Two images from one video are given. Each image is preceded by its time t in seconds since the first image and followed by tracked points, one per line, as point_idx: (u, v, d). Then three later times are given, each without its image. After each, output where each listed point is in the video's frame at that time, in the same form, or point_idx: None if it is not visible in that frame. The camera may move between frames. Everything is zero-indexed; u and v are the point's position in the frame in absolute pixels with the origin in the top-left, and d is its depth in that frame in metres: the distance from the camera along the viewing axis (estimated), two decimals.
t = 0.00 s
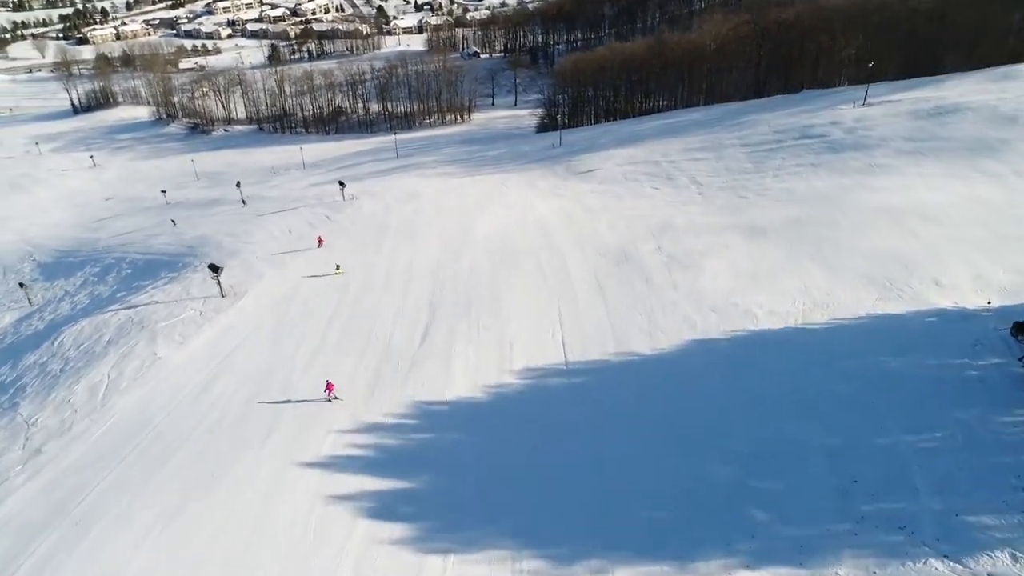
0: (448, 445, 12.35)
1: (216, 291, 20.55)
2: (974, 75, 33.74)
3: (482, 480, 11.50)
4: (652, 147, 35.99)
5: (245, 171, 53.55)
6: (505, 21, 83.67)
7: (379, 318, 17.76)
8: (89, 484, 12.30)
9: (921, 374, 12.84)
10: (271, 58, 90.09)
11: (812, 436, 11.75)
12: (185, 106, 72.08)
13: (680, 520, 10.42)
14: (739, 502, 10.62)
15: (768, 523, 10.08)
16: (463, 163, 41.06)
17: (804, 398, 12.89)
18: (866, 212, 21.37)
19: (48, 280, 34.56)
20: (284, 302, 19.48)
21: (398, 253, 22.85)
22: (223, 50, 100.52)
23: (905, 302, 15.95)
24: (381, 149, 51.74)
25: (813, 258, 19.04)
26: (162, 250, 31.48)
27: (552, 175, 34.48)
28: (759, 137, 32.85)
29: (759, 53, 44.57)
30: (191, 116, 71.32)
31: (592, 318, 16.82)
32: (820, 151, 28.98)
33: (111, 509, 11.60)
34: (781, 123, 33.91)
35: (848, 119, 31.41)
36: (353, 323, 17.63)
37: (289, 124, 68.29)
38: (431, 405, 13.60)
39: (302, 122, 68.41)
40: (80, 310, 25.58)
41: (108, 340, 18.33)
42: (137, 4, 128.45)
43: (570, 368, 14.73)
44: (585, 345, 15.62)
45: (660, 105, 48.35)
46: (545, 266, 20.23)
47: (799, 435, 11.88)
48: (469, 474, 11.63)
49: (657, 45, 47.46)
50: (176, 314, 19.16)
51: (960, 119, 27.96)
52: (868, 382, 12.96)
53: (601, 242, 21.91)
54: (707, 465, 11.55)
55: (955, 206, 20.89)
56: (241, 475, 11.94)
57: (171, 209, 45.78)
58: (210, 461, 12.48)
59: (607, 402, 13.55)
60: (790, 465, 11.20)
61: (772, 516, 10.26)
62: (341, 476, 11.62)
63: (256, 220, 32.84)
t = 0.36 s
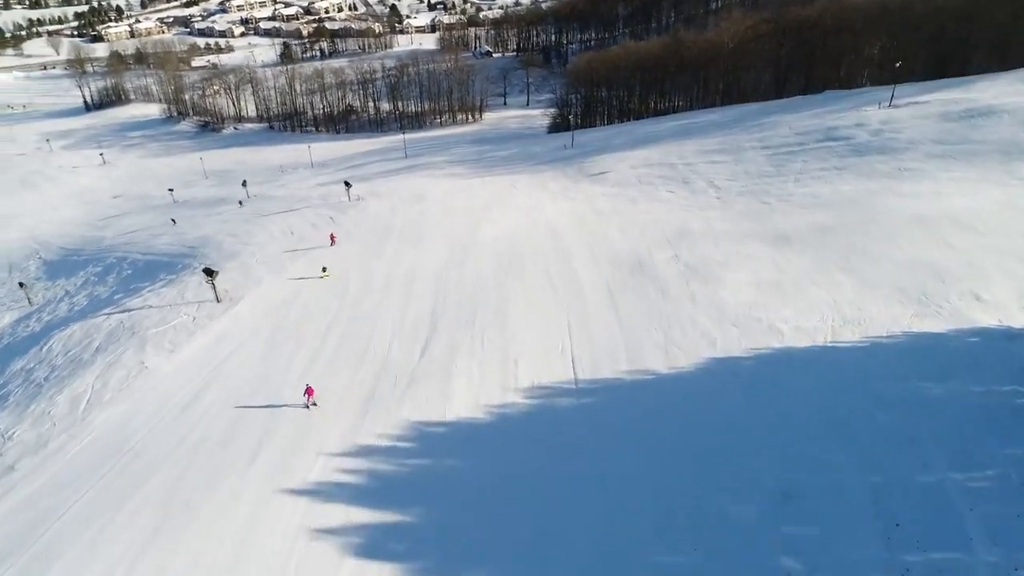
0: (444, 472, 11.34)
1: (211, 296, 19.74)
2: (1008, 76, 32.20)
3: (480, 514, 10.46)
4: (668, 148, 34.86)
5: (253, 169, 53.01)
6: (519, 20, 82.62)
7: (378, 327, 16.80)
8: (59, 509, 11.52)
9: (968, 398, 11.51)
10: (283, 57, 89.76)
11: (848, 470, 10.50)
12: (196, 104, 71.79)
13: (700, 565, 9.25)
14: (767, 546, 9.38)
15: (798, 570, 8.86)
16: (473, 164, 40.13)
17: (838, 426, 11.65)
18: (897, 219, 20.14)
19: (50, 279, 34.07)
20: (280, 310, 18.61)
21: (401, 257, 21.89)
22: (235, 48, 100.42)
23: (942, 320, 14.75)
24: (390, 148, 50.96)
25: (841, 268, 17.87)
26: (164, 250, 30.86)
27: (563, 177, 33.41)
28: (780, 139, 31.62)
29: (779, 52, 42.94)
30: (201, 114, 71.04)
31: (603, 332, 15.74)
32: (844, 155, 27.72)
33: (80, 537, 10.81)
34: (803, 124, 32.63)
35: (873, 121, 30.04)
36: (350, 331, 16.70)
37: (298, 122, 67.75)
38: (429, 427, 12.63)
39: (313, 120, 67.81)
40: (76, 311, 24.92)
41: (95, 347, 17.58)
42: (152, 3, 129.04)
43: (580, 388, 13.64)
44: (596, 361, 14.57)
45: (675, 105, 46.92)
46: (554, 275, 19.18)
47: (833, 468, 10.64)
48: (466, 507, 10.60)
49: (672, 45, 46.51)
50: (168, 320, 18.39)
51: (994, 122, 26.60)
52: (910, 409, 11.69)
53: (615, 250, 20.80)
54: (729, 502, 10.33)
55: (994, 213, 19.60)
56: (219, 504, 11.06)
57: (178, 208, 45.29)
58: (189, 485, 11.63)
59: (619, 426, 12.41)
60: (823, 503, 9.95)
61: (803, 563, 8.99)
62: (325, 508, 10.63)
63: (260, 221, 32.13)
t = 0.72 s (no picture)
0: (437, 503, 10.36)
1: (203, 301, 18.86)
2: None
3: (473, 552, 9.45)
4: (682, 150, 33.72)
5: (260, 168, 52.40)
6: (530, 19, 81.55)
7: (375, 339, 15.85)
8: (24, 537, 10.66)
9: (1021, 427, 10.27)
10: (293, 55, 89.31)
11: (865, 485, 9.81)
12: (204, 102, 71.41)
13: None
14: None
15: None
16: (481, 164, 39.18)
17: (854, 441, 10.95)
18: (928, 228, 18.95)
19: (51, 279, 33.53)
20: (275, 317, 17.66)
21: (403, 262, 20.92)
22: (246, 46, 100.16)
23: (985, 339, 13.60)
24: (397, 148, 50.14)
25: (869, 281, 16.79)
26: (163, 250, 30.18)
27: (574, 179, 32.36)
28: (800, 141, 30.37)
29: (798, 51, 41.46)
30: (210, 112, 70.65)
31: (614, 349, 14.73)
32: (869, 158, 26.47)
33: (39, 573, 9.90)
34: (824, 125, 31.35)
35: (899, 122, 28.70)
36: (346, 343, 15.76)
37: (307, 121, 67.12)
38: (424, 450, 11.66)
39: (321, 119, 67.14)
40: (70, 313, 24.21)
41: (80, 355, 16.78)
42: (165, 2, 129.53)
43: (588, 411, 12.58)
44: (606, 381, 13.54)
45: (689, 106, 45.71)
46: (563, 284, 18.17)
47: (848, 484, 9.95)
48: (458, 544, 9.60)
49: (686, 45, 45.41)
50: (158, 327, 17.54)
51: None
52: (931, 423, 10.99)
53: (627, 257, 19.76)
54: (739, 520, 9.62)
55: None
56: (193, 537, 10.14)
57: (183, 207, 44.73)
58: (163, 513, 10.73)
59: (627, 448, 11.49)
60: (839, 517, 9.26)
61: None
62: (305, 545, 9.66)
63: (262, 221, 31.36)
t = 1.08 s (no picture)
0: (429, 540, 9.36)
1: (195, 306, 18.00)
2: None
3: None
4: (698, 151, 32.55)
5: (268, 167, 51.84)
6: (543, 18, 80.54)
7: (371, 351, 14.82)
8: None
9: None
10: (304, 53, 88.97)
11: (878, 494, 9.41)
12: (215, 100, 71.13)
13: None
14: None
15: None
16: (491, 164, 38.23)
17: (867, 449, 10.47)
18: (966, 238, 17.74)
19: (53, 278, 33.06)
20: (268, 323, 16.66)
21: (405, 267, 19.87)
22: (258, 45, 100.03)
23: None
24: (406, 148, 49.36)
25: (904, 295, 15.59)
26: (165, 250, 29.53)
27: (586, 180, 31.33)
28: (823, 143, 29.12)
29: (818, 51, 39.98)
30: (220, 110, 70.35)
31: (627, 364, 13.64)
32: (897, 162, 25.21)
33: None
34: (848, 127, 30.04)
35: (928, 124, 27.38)
36: (340, 355, 14.74)
37: (316, 120, 66.58)
38: (418, 480, 10.67)
39: (331, 118, 66.55)
40: (66, 315, 23.54)
41: (64, 362, 15.98)
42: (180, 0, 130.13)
43: (598, 436, 11.54)
44: (617, 401, 12.49)
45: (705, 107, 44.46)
46: (572, 292, 17.10)
47: (860, 492, 9.55)
48: None
49: (702, 44, 44.24)
50: (148, 333, 16.71)
51: None
52: (943, 429, 10.62)
53: (641, 264, 18.64)
54: (752, 539, 9.03)
55: None
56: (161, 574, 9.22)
57: (189, 205, 44.23)
58: (133, 545, 9.85)
59: (640, 477, 10.44)
60: (859, 538, 8.68)
61: None
62: None
63: (266, 222, 30.64)
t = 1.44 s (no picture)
0: None
1: (191, 311, 17.30)
2: None
3: None
4: (717, 154, 31.43)
5: (279, 166, 51.41)
6: (558, 18, 79.53)
7: (370, 365, 14.01)
8: None
9: None
10: (318, 52, 88.73)
11: (926, 538, 8.35)
12: (227, 98, 70.98)
13: None
14: None
15: None
16: (503, 165, 37.36)
17: (905, 482, 9.50)
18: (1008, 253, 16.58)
19: (59, 277, 32.74)
20: (263, 334, 15.90)
21: (410, 274, 19.03)
22: (273, 43, 100.06)
23: None
24: (417, 147, 48.66)
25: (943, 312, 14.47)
26: (169, 251, 29.03)
27: (600, 183, 30.33)
28: (849, 146, 27.87)
29: (843, 51, 38.56)
30: (233, 108, 70.19)
31: (642, 383, 12.69)
32: (928, 167, 23.96)
33: None
34: (875, 129, 28.75)
35: (961, 127, 26.06)
36: (337, 370, 13.94)
37: (329, 118, 66.12)
38: (413, 512, 9.81)
39: (343, 117, 66.05)
40: (65, 317, 23.04)
41: (52, 369, 15.33)
42: None
43: (610, 465, 10.61)
44: (632, 424, 11.54)
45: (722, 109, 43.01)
46: (584, 303, 16.15)
47: (905, 535, 8.50)
48: None
49: (721, 44, 43.03)
50: (140, 340, 16.03)
51: None
52: (988, 461, 9.63)
53: (657, 275, 17.63)
54: None
55: None
56: None
57: (198, 204, 43.88)
58: None
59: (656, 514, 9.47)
60: None
61: None
62: None
63: (272, 222, 30.02)
